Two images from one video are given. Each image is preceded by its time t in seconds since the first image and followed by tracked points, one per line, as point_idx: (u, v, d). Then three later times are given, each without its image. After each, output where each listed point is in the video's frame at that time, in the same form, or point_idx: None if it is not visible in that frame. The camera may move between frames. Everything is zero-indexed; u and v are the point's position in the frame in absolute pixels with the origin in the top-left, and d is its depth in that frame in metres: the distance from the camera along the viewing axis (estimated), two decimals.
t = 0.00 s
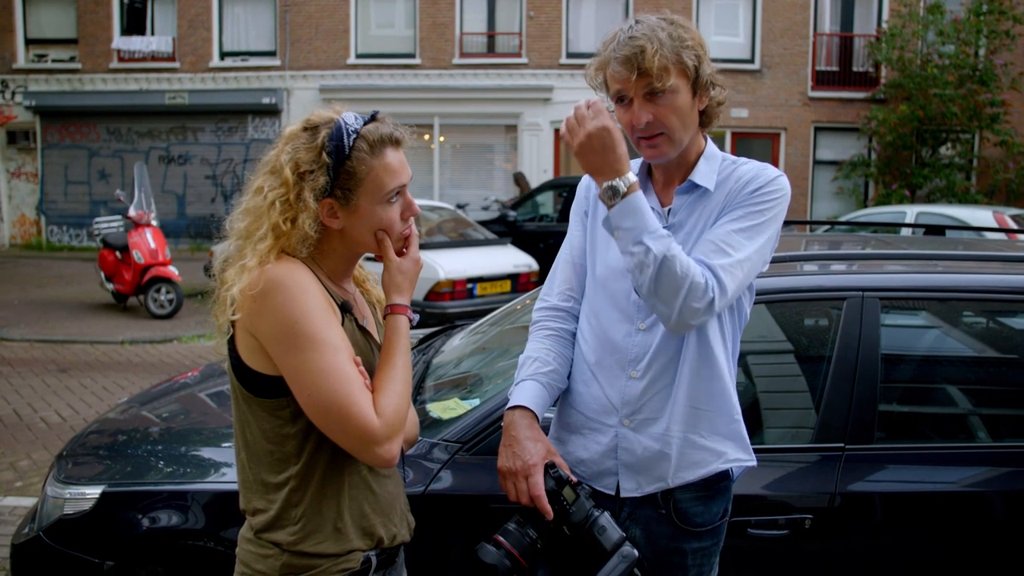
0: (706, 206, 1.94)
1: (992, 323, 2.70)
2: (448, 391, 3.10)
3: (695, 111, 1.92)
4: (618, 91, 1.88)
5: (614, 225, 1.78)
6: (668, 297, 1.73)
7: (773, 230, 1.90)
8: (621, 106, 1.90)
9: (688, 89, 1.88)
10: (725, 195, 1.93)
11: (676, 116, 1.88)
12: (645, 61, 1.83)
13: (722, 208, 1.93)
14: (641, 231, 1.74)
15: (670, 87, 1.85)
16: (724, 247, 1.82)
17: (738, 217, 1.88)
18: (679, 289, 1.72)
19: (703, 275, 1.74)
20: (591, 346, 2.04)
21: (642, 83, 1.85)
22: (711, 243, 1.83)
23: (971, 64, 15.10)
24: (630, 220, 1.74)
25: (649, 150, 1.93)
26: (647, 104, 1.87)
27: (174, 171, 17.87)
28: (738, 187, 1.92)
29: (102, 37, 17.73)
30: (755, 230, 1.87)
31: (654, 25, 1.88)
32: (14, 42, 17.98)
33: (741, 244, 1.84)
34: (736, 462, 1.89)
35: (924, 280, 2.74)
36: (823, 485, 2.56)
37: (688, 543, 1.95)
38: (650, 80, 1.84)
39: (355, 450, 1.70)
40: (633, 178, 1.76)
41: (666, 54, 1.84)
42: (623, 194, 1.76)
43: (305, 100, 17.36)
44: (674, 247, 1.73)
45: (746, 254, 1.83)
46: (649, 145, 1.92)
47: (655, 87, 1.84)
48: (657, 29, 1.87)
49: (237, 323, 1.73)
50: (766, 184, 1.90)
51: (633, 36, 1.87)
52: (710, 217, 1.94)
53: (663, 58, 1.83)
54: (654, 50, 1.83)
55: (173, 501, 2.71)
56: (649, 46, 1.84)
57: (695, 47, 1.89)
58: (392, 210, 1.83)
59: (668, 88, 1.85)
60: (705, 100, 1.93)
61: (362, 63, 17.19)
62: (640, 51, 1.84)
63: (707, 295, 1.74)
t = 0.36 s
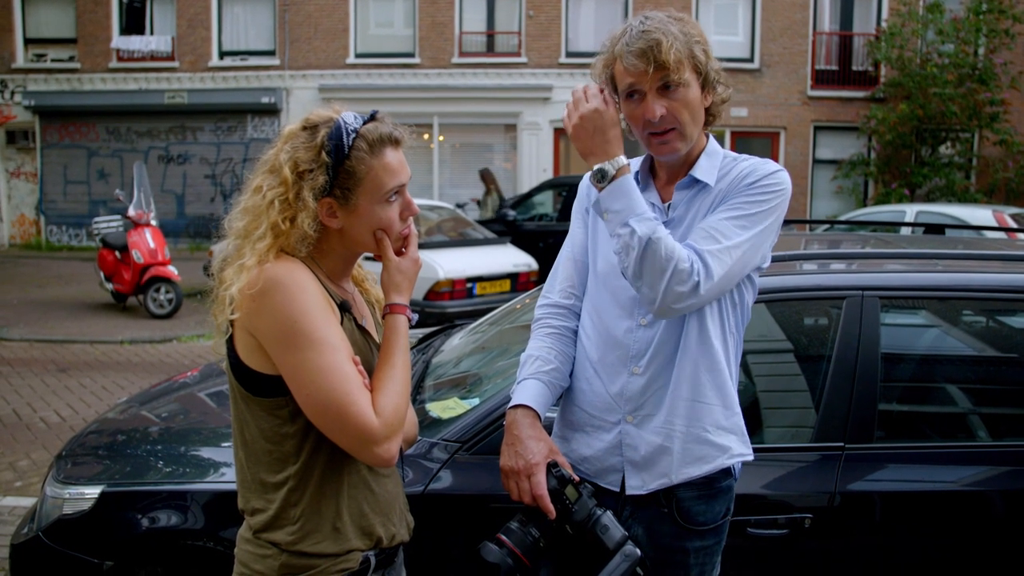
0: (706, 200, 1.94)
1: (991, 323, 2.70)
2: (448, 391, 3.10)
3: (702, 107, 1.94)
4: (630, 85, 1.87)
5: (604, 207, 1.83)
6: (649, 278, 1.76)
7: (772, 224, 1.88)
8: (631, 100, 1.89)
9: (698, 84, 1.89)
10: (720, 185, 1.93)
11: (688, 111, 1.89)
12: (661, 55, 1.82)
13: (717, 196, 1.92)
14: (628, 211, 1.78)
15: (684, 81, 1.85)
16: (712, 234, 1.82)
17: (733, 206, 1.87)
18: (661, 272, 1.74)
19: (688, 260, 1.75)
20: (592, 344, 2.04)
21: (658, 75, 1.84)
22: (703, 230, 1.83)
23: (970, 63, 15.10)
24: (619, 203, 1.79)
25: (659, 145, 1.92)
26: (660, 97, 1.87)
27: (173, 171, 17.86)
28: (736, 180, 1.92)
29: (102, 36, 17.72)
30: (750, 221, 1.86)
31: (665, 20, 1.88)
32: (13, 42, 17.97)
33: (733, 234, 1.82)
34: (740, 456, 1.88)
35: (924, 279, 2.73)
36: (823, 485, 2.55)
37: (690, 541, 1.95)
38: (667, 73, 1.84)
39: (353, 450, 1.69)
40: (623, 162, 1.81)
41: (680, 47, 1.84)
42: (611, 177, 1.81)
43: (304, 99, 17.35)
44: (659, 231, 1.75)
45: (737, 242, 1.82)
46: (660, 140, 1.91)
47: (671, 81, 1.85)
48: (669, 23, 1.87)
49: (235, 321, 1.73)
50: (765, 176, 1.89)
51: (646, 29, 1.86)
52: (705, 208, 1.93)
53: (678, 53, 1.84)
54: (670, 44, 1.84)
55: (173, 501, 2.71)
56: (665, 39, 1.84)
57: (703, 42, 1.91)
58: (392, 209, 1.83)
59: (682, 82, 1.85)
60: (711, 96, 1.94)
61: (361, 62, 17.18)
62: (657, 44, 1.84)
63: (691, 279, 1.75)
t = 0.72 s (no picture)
0: (705, 206, 1.94)
1: (990, 321, 2.70)
2: (446, 391, 3.10)
3: (690, 110, 1.91)
4: (609, 88, 1.90)
5: (627, 262, 1.79)
6: (689, 326, 1.73)
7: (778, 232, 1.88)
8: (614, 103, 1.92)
9: (681, 88, 1.87)
10: (726, 196, 1.93)
11: (666, 114, 1.88)
12: (635, 59, 1.83)
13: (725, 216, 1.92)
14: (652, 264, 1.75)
15: (660, 85, 1.85)
16: (738, 262, 1.82)
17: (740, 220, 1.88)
18: (697, 317, 1.72)
19: (721, 298, 1.74)
20: (591, 345, 2.04)
21: (631, 80, 1.86)
22: (723, 257, 1.83)
23: (969, 61, 15.10)
24: (642, 257, 1.75)
25: (642, 146, 1.93)
26: (636, 101, 1.87)
27: (171, 171, 17.85)
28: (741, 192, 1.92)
29: (100, 36, 17.70)
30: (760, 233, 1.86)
31: (649, 23, 1.87)
32: (11, 43, 17.97)
33: (756, 256, 1.84)
34: (737, 466, 1.90)
35: (922, 277, 2.73)
36: (821, 484, 2.55)
37: (689, 541, 1.95)
38: (638, 78, 1.85)
39: (352, 448, 1.69)
40: (636, 217, 1.78)
41: (657, 52, 1.84)
42: (629, 229, 1.77)
43: (303, 99, 17.35)
44: (687, 277, 1.73)
45: (761, 266, 1.83)
46: (641, 141, 1.93)
47: (644, 85, 1.85)
48: (653, 26, 1.86)
49: (233, 326, 1.72)
50: (769, 184, 1.89)
51: (626, 34, 1.87)
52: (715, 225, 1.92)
53: (652, 56, 1.83)
54: (645, 47, 1.84)
55: (171, 502, 2.70)
56: (640, 42, 1.84)
57: (691, 45, 1.87)
58: (387, 208, 1.82)
59: (658, 85, 1.85)
60: (703, 98, 1.91)
61: (359, 62, 17.18)
62: (631, 48, 1.85)
63: (729, 318, 1.75)
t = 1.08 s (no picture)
0: (703, 206, 1.94)
1: (986, 325, 2.70)
2: (443, 395, 3.09)
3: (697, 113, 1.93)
4: (620, 93, 1.85)
5: (609, 216, 1.81)
6: (655, 286, 1.74)
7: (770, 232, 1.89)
8: (623, 107, 1.87)
9: (692, 90, 1.88)
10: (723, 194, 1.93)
11: (680, 118, 1.88)
12: (652, 62, 1.82)
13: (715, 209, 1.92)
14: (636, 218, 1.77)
15: (676, 89, 1.84)
16: (716, 244, 1.81)
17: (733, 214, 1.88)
18: (665, 282, 1.73)
19: (692, 269, 1.74)
20: (588, 347, 2.04)
21: (649, 84, 1.84)
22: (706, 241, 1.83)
23: (964, 65, 15.13)
24: (625, 210, 1.77)
25: (653, 152, 1.92)
26: (651, 105, 1.86)
27: (168, 175, 17.83)
28: (736, 188, 1.91)
29: (97, 40, 17.69)
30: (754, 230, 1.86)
31: (658, 27, 1.87)
32: (7, 47, 17.95)
33: (732, 240, 1.82)
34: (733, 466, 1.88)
35: (918, 281, 2.73)
36: (818, 488, 2.55)
37: (686, 545, 1.95)
38: (657, 82, 1.83)
39: (348, 452, 1.68)
40: (628, 169, 1.79)
41: (672, 56, 1.83)
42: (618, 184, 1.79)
43: (300, 103, 17.34)
44: (665, 239, 1.74)
45: (739, 250, 1.81)
46: (653, 147, 1.92)
47: (661, 89, 1.84)
48: (663, 30, 1.86)
49: (227, 325, 1.72)
50: (765, 184, 1.89)
51: (638, 37, 1.85)
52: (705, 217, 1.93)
53: (669, 60, 1.83)
54: (660, 52, 1.83)
55: (167, 507, 2.70)
56: (656, 47, 1.83)
57: (698, 48, 1.89)
58: (382, 211, 1.82)
59: (674, 90, 1.84)
60: (707, 100, 1.93)
61: (356, 66, 17.17)
62: (647, 53, 1.83)
63: (695, 289, 1.74)
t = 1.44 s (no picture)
0: (701, 213, 1.94)
1: (987, 327, 2.69)
2: (443, 399, 3.09)
3: (691, 118, 1.91)
4: (612, 95, 1.88)
5: (617, 252, 1.77)
6: (673, 315, 1.72)
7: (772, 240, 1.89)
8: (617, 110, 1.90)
9: (684, 95, 1.87)
10: (723, 203, 1.93)
11: (670, 122, 1.88)
12: (642, 66, 1.83)
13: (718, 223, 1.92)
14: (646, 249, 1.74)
15: (665, 94, 1.84)
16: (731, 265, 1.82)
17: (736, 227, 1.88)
18: (681, 314, 1.71)
19: (711, 296, 1.74)
20: (586, 352, 2.04)
21: (637, 88, 1.85)
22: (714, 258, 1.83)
23: (964, 68, 15.14)
24: (635, 247, 1.74)
25: (643, 154, 1.93)
26: (640, 110, 1.87)
27: (168, 178, 17.83)
28: (738, 200, 1.92)
29: (97, 43, 17.72)
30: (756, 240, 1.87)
31: (654, 30, 1.87)
32: (8, 50, 17.96)
33: (745, 259, 1.84)
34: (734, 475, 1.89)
35: (919, 283, 2.73)
36: (818, 491, 2.55)
37: (685, 550, 1.94)
38: (644, 86, 1.84)
39: (350, 456, 1.68)
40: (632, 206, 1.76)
41: (663, 61, 1.83)
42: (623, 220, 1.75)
43: (300, 107, 17.38)
44: (680, 270, 1.72)
45: (752, 270, 1.84)
46: (643, 149, 1.92)
47: (649, 93, 1.84)
48: (658, 34, 1.86)
49: (230, 332, 1.71)
50: (765, 194, 1.90)
51: (631, 40, 1.86)
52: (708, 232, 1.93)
53: (658, 65, 1.83)
54: (651, 55, 1.83)
55: (167, 511, 2.70)
56: (647, 51, 1.83)
57: (695, 54, 1.88)
58: (382, 214, 1.82)
59: (662, 95, 1.84)
60: (704, 106, 1.91)
61: (357, 69, 17.19)
62: (637, 56, 1.84)
63: (717, 316, 1.74)
